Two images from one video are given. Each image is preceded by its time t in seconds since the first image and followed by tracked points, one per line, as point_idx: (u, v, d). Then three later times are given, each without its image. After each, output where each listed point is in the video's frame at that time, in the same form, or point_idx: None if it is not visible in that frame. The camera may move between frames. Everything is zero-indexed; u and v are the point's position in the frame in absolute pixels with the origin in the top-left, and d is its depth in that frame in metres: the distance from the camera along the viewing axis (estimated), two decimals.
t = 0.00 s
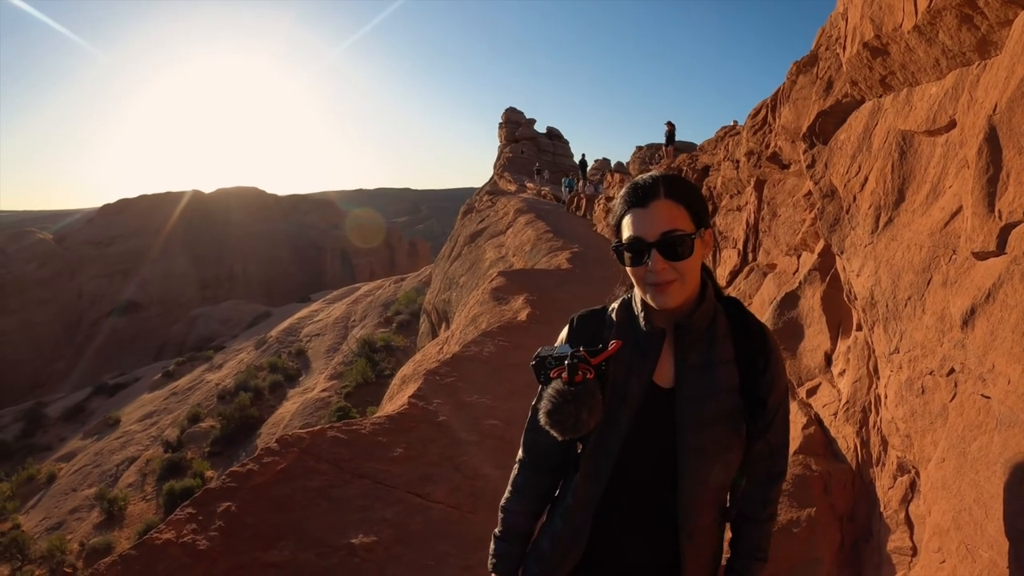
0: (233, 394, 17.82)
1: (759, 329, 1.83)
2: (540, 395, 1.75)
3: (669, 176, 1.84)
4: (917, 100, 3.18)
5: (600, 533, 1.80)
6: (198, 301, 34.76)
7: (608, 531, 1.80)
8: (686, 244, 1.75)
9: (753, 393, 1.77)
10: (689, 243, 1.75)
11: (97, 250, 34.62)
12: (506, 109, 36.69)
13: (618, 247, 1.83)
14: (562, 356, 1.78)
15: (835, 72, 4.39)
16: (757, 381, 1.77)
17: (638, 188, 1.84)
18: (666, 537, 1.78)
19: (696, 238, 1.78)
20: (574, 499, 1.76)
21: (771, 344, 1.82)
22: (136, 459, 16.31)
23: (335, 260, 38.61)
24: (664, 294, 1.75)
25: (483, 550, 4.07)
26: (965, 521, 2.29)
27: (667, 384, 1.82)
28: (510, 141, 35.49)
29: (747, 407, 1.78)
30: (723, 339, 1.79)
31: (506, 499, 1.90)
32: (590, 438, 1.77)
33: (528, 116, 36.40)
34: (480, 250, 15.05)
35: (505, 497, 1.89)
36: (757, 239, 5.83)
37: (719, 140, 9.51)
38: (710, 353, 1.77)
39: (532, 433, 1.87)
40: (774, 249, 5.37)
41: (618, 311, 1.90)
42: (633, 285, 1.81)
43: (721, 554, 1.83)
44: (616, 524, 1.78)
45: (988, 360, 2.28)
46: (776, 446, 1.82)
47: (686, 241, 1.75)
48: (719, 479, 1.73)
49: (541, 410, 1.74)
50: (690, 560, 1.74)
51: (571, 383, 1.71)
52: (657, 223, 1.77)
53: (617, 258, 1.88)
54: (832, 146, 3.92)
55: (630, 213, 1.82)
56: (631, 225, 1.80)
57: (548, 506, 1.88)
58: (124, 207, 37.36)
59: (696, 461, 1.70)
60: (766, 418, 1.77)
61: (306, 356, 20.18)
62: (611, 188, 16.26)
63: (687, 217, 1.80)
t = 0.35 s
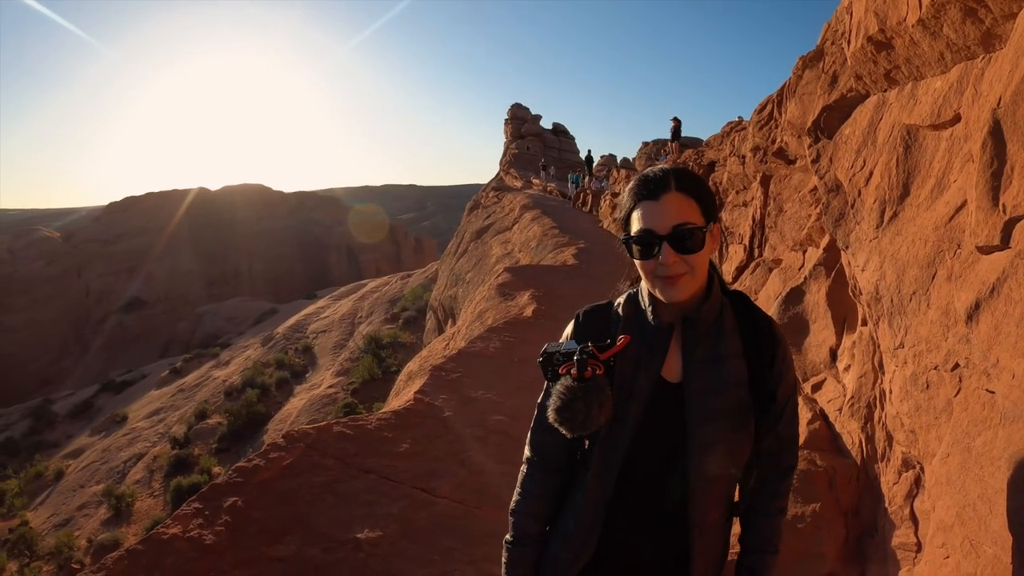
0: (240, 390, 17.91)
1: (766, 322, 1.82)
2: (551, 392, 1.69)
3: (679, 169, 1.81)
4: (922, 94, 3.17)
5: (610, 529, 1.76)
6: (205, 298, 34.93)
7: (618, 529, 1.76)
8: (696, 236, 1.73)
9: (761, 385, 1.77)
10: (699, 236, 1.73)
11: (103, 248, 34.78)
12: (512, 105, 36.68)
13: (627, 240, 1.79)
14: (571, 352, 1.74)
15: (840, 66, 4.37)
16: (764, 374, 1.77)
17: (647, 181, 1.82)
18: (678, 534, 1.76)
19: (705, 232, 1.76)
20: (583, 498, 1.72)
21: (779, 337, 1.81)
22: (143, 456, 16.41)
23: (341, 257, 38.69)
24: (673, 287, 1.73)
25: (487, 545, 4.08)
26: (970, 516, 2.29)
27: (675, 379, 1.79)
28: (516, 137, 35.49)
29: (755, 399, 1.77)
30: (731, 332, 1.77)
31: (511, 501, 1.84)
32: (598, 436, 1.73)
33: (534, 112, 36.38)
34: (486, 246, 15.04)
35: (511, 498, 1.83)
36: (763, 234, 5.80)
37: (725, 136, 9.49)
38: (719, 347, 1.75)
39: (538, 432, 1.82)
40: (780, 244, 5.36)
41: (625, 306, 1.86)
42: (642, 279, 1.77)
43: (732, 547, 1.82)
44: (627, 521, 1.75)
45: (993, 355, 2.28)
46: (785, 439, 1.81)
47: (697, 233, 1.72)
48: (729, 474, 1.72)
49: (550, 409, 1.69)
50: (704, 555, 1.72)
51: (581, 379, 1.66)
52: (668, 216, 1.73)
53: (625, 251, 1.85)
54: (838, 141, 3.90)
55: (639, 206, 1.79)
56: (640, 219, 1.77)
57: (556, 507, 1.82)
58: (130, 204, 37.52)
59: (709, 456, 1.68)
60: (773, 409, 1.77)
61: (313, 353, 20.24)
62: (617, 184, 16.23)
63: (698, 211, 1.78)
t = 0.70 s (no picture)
0: (251, 386, 18.02)
1: (779, 311, 1.80)
2: (574, 386, 1.63)
3: (698, 158, 1.80)
4: (931, 86, 3.15)
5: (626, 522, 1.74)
6: (215, 294, 35.13)
7: (635, 521, 1.74)
8: (714, 223, 1.71)
9: (776, 373, 1.75)
10: (720, 222, 1.71)
11: (114, 245, 35.01)
12: (522, 101, 36.68)
13: (646, 226, 1.77)
14: (591, 345, 1.69)
15: (850, 60, 4.35)
16: (780, 361, 1.74)
17: (666, 168, 1.80)
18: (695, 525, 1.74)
19: (726, 219, 1.74)
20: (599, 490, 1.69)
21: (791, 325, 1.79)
22: (154, 451, 16.53)
23: (351, 254, 38.83)
24: (691, 274, 1.70)
25: (496, 539, 4.11)
26: (980, 510, 2.29)
27: (691, 368, 1.76)
28: (526, 134, 35.46)
29: (771, 387, 1.76)
30: (745, 321, 1.75)
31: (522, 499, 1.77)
32: (617, 429, 1.69)
33: (544, 108, 36.37)
34: (496, 242, 15.05)
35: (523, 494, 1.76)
36: (774, 230, 5.79)
37: (735, 132, 9.47)
38: (736, 336, 1.73)
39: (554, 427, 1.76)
40: (791, 240, 5.34)
41: (636, 297, 1.83)
42: (659, 266, 1.75)
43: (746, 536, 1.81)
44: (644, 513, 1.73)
45: (1004, 346, 2.28)
46: (802, 427, 1.79)
47: (715, 221, 1.71)
48: (746, 461, 1.71)
49: (572, 402, 1.63)
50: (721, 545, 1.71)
51: (601, 371, 1.61)
52: (689, 202, 1.72)
53: (644, 237, 1.83)
54: (848, 134, 3.88)
55: (659, 193, 1.77)
56: (659, 205, 1.75)
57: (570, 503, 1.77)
58: (141, 202, 37.74)
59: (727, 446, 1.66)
60: (789, 398, 1.75)
61: (323, 349, 20.31)
62: (627, 181, 16.20)
63: (718, 199, 1.76)
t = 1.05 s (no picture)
0: (269, 380, 18.22)
1: (798, 299, 1.82)
2: (610, 372, 1.62)
3: (728, 144, 1.81)
4: (953, 75, 3.13)
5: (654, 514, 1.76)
6: (234, 289, 35.49)
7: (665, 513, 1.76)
8: (742, 208, 1.73)
9: (796, 360, 1.77)
10: (747, 207, 1.73)
11: (134, 240, 35.46)
12: (540, 97, 36.58)
13: (672, 208, 1.79)
14: (623, 333, 1.68)
15: (871, 51, 4.32)
16: (800, 349, 1.76)
17: (694, 152, 1.81)
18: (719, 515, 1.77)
19: (752, 204, 1.76)
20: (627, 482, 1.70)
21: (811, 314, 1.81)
22: (174, 444, 16.77)
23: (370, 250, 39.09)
24: (715, 260, 1.72)
25: (513, 531, 4.16)
26: (1000, 504, 2.29)
27: (716, 357, 1.77)
28: (544, 129, 35.35)
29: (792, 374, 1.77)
30: (767, 309, 1.77)
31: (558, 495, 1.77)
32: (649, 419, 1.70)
33: (562, 104, 36.26)
34: (515, 237, 15.02)
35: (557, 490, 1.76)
36: (794, 225, 5.76)
37: (754, 126, 9.41)
38: (759, 324, 1.74)
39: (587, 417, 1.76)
40: (810, 234, 5.32)
41: (660, 286, 1.85)
42: (685, 250, 1.76)
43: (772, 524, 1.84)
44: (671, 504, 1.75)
45: None
46: (825, 413, 1.81)
47: (743, 206, 1.73)
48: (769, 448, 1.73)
49: (609, 390, 1.62)
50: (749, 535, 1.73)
51: (637, 355, 1.60)
52: (719, 186, 1.74)
53: (670, 219, 1.84)
54: (868, 126, 3.85)
55: (687, 176, 1.78)
56: (686, 188, 1.76)
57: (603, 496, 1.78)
58: (161, 198, 38.18)
59: (753, 436, 1.69)
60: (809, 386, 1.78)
61: (342, 344, 20.46)
62: (646, 176, 16.11)
63: (746, 186, 1.78)
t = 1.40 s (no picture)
0: (290, 373, 18.44)
1: (823, 289, 1.83)
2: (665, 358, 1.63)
3: (764, 133, 1.85)
4: (977, 66, 3.11)
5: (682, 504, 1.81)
6: (256, 284, 35.89)
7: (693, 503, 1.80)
8: (776, 197, 1.76)
9: (818, 351, 1.79)
10: (782, 194, 1.77)
11: (157, 235, 35.93)
12: (561, 91, 36.50)
13: (706, 194, 1.82)
14: (672, 317, 1.71)
15: (894, 42, 4.30)
16: (823, 339, 1.78)
17: (729, 139, 1.85)
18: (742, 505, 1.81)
19: (786, 191, 1.80)
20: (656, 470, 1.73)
21: (836, 304, 1.83)
22: (195, 437, 17.03)
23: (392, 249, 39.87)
24: (747, 247, 1.75)
25: (533, 523, 4.21)
26: None
27: (742, 348, 1.79)
28: (565, 124, 35.27)
29: (812, 365, 1.79)
30: (791, 300, 1.78)
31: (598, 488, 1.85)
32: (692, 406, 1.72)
33: (584, 99, 36.15)
34: (536, 231, 15.00)
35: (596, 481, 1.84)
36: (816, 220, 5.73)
37: (777, 121, 9.34)
38: (782, 314, 1.76)
39: (627, 399, 1.79)
40: (834, 229, 5.29)
41: (693, 273, 1.86)
42: (718, 236, 1.79)
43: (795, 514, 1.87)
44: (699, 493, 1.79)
45: None
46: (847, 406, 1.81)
47: (777, 194, 1.76)
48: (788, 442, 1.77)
49: (663, 375, 1.63)
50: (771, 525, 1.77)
51: (694, 338, 1.62)
52: (757, 173, 1.77)
53: (704, 203, 1.87)
54: (891, 118, 3.82)
55: (721, 163, 1.82)
56: (721, 175, 1.80)
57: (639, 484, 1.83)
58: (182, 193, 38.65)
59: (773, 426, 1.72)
60: (832, 377, 1.79)
61: (363, 338, 20.63)
62: (668, 171, 16.00)
63: (781, 174, 1.82)
